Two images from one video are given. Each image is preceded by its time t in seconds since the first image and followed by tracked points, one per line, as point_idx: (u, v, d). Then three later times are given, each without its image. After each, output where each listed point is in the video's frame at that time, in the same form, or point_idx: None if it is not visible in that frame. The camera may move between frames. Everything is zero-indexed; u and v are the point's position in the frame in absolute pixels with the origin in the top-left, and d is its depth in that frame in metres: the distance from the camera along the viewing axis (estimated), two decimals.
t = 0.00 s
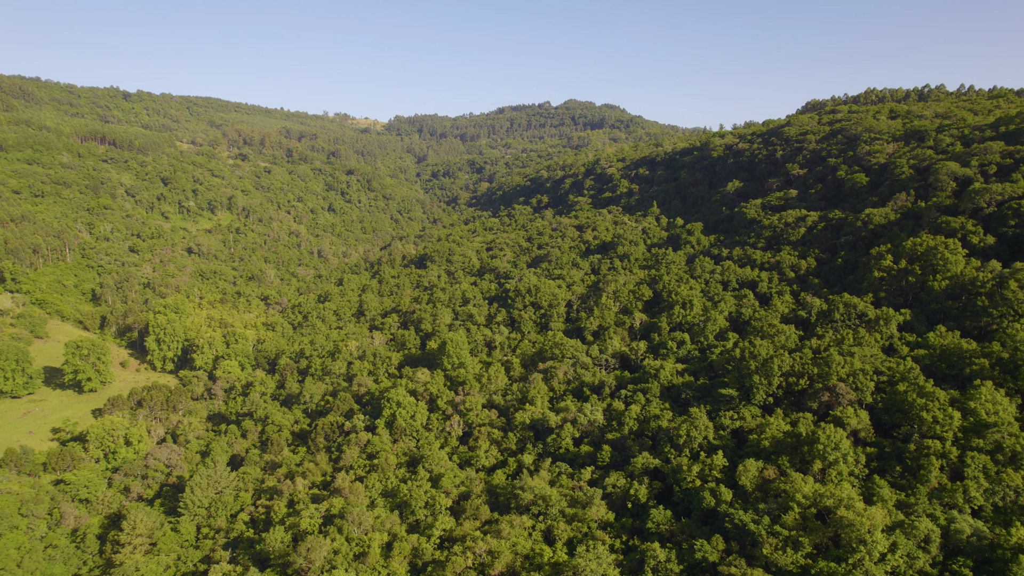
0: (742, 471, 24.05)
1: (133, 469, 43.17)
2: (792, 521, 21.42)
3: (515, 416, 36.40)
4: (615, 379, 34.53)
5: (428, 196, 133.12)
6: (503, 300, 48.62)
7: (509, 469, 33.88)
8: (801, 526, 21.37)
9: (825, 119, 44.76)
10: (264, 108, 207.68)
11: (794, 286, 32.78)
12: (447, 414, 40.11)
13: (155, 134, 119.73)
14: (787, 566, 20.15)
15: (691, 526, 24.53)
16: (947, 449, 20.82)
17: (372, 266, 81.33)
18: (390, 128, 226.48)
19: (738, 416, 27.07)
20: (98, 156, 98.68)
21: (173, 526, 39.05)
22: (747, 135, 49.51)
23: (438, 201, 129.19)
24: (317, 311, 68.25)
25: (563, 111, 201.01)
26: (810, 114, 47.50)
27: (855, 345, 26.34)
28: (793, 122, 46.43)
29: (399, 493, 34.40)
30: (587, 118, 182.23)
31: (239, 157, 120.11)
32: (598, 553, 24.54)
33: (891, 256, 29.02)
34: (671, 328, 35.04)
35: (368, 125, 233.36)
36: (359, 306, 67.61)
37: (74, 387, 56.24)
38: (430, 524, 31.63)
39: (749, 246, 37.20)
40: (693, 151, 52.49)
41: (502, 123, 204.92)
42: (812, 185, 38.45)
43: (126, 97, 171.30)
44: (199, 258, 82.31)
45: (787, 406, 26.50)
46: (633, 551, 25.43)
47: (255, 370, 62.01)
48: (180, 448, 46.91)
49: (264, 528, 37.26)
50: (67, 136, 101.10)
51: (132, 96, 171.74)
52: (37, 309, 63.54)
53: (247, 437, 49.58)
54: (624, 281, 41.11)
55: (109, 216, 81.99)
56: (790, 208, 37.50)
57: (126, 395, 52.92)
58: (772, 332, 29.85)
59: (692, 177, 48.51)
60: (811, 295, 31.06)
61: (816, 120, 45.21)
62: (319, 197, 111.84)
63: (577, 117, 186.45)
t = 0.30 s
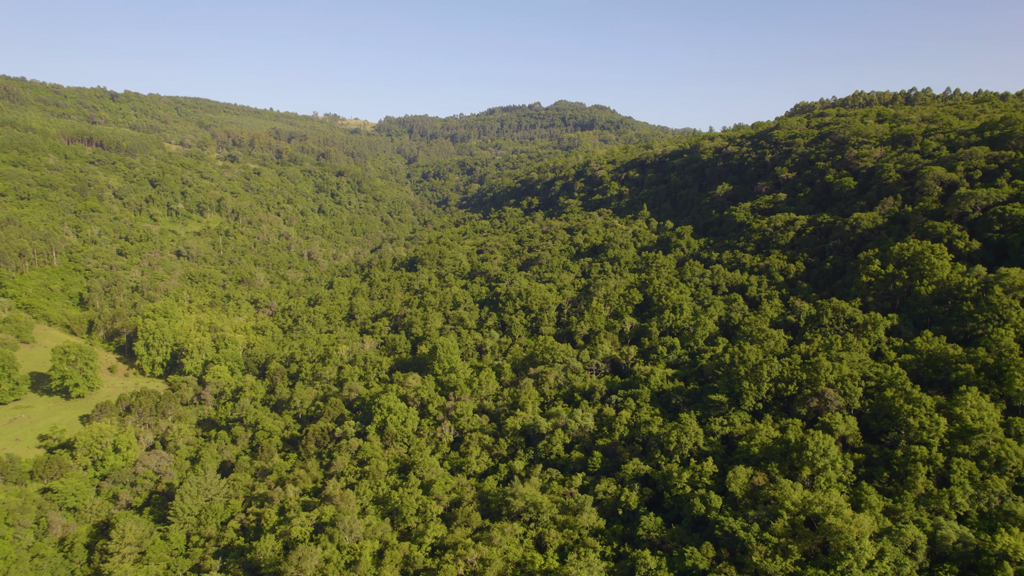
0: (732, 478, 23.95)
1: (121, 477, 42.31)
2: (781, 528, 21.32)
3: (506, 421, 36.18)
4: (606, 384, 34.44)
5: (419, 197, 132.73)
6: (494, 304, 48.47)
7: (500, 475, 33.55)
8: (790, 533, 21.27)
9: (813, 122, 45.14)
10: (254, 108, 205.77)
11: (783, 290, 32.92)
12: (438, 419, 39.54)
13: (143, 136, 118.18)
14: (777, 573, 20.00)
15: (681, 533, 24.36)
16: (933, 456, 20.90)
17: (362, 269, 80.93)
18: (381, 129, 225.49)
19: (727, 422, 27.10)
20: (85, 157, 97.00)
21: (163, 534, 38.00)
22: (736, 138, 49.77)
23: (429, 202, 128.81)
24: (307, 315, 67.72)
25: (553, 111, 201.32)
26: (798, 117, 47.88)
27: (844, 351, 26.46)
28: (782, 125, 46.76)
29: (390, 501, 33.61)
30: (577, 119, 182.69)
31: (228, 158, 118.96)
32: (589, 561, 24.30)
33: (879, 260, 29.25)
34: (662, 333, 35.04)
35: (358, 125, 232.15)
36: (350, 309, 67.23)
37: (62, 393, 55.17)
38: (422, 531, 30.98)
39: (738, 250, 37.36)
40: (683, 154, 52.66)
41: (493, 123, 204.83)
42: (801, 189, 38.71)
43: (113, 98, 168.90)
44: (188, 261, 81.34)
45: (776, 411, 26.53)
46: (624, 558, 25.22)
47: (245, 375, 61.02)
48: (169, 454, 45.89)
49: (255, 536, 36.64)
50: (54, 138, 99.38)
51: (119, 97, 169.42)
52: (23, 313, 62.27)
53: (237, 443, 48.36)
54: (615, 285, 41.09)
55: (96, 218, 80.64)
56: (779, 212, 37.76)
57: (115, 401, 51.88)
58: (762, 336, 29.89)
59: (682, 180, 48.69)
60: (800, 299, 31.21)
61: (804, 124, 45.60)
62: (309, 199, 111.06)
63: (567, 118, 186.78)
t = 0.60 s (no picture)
0: (722, 484, 23.86)
1: (110, 484, 41.42)
2: (770, 536, 21.21)
3: (497, 427, 35.98)
4: (597, 389, 34.38)
5: (409, 198, 132.19)
6: (485, 308, 48.31)
7: (491, 481, 33.27)
8: (779, 541, 21.17)
9: (802, 125, 45.42)
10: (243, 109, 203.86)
11: (772, 294, 33.06)
12: (429, 425, 39.14)
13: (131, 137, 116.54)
14: None
15: (672, 540, 24.22)
16: (920, 462, 20.98)
17: (353, 271, 80.49)
18: (372, 129, 224.42)
19: (717, 428, 27.11)
20: (72, 159, 95.44)
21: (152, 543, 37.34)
22: (725, 141, 49.97)
23: (419, 204, 128.36)
24: (297, 318, 67.20)
25: (544, 112, 201.40)
26: (786, 120, 48.16)
27: (833, 356, 26.57)
28: (771, 128, 46.98)
29: (382, 508, 33.00)
30: (567, 120, 183.01)
31: (217, 160, 117.75)
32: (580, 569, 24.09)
33: (867, 265, 29.45)
34: (652, 337, 35.05)
35: (349, 125, 230.86)
36: (340, 312, 66.83)
37: (49, 400, 54.10)
38: (413, 539, 30.39)
39: (728, 253, 37.47)
40: (673, 157, 52.82)
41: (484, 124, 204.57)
42: (790, 193, 38.92)
43: (100, 99, 166.59)
44: (177, 265, 80.32)
45: (766, 417, 26.55)
46: (615, 566, 25.03)
47: (235, 380, 60.22)
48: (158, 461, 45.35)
49: (246, 544, 35.95)
50: (40, 139, 97.73)
51: (107, 98, 167.38)
52: (8, 318, 61.02)
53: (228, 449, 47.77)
54: (605, 288, 41.08)
55: (83, 221, 79.35)
56: (769, 215, 37.95)
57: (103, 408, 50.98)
58: (752, 341, 29.94)
59: (672, 183, 48.82)
60: (790, 304, 31.34)
61: (792, 127, 45.91)
62: (299, 200, 110.24)
63: (557, 119, 186.91)
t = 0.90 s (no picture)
0: (712, 491, 23.75)
1: (97, 492, 40.63)
2: (760, 542, 21.06)
3: (488, 433, 35.74)
4: (587, 394, 34.32)
5: (399, 200, 131.62)
6: (475, 312, 48.15)
7: (482, 488, 32.97)
8: (769, 548, 21.01)
9: (790, 128, 45.70)
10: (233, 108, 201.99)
11: (762, 299, 33.19)
12: (420, 431, 38.78)
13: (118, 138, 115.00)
14: None
15: (662, 547, 24.07)
16: (907, 468, 21.03)
17: (343, 274, 80.06)
18: (362, 130, 223.40)
19: (707, 434, 27.08)
20: (59, 160, 93.92)
21: (140, 552, 36.53)
22: (715, 143, 50.15)
23: (409, 206, 127.96)
24: (287, 322, 66.67)
25: (535, 112, 201.53)
26: (774, 124, 48.47)
27: (821, 361, 26.66)
28: (759, 131, 47.19)
29: (373, 515, 32.51)
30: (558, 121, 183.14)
31: (206, 161, 116.56)
32: None
33: (855, 270, 29.62)
34: (642, 341, 35.03)
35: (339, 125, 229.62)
36: (330, 316, 66.43)
37: (35, 406, 53.04)
38: (404, 547, 29.89)
39: (718, 257, 37.54)
40: (663, 159, 52.96)
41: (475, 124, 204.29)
42: (778, 196, 39.11)
43: (86, 99, 164.36)
44: (166, 268, 79.36)
45: (755, 423, 26.57)
46: (605, 573, 24.81)
47: (224, 385, 59.38)
48: (148, 468, 44.17)
49: (237, 553, 35.05)
50: (25, 140, 96.01)
51: (94, 98, 165.25)
52: None
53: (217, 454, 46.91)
54: (596, 292, 41.05)
55: (70, 223, 78.10)
56: (758, 219, 38.10)
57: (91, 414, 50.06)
58: (741, 346, 30.01)
59: (662, 186, 48.91)
60: (779, 308, 31.47)
61: (780, 130, 46.19)
62: (289, 202, 109.39)
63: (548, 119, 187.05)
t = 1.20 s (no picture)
0: (702, 498, 23.67)
1: (86, 500, 39.74)
2: (749, 550, 20.98)
3: (479, 438, 35.53)
4: (578, 399, 34.23)
5: (390, 201, 130.95)
6: (466, 316, 47.91)
7: (473, 494, 32.72)
8: (758, 555, 20.91)
9: (779, 131, 45.86)
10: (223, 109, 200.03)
11: (751, 303, 33.27)
12: (411, 436, 38.38)
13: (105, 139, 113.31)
14: None
15: (652, 554, 23.95)
16: (894, 474, 21.07)
17: (334, 277, 79.53)
18: (353, 130, 222.20)
19: (697, 440, 27.06)
20: (45, 162, 92.35)
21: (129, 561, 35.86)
22: (704, 146, 50.24)
23: (400, 207, 127.40)
24: (277, 325, 66.06)
25: (526, 113, 201.39)
26: (763, 126, 48.62)
27: (810, 366, 26.76)
28: (748, 133, 47.30)
29: (364, 522, 32.08)
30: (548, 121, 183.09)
31: (194, 162, 115.29)
32: None
33: (843, 274, 29.74)
34: (633, 345, 34.99)
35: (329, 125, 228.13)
36: (321, 320, 65.94)
37: (21, 412, 51.94)
38: (394, 555, 29.54)
39: (707, 260, 37.60)
40: (653, 162, 53.01)
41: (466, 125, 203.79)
42: (767, 200, 39.22)
43: (72, 99, 161.92)
44: (155, 271, 78.41)
45: (744, 428, 26.59)
46: None
47: (214, 390, 58.70)
48: (137, 475, 43.73)
49: (226, 562, 34.64)
50: (9, 141, 94.18)
51: (80, 98, 162.86)
52: None
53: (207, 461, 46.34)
54: (586, 296, 40.98)
55: (56, 226, 76.79)
56: (747, 222, 38.24)
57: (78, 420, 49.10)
58: (731, 351, 30.04)
59: (652, 188, 48.95)
60: (768, 313, 31.55)
61: (768, 133, 46.34)
62: (278, 204, 108.53)
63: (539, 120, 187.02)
